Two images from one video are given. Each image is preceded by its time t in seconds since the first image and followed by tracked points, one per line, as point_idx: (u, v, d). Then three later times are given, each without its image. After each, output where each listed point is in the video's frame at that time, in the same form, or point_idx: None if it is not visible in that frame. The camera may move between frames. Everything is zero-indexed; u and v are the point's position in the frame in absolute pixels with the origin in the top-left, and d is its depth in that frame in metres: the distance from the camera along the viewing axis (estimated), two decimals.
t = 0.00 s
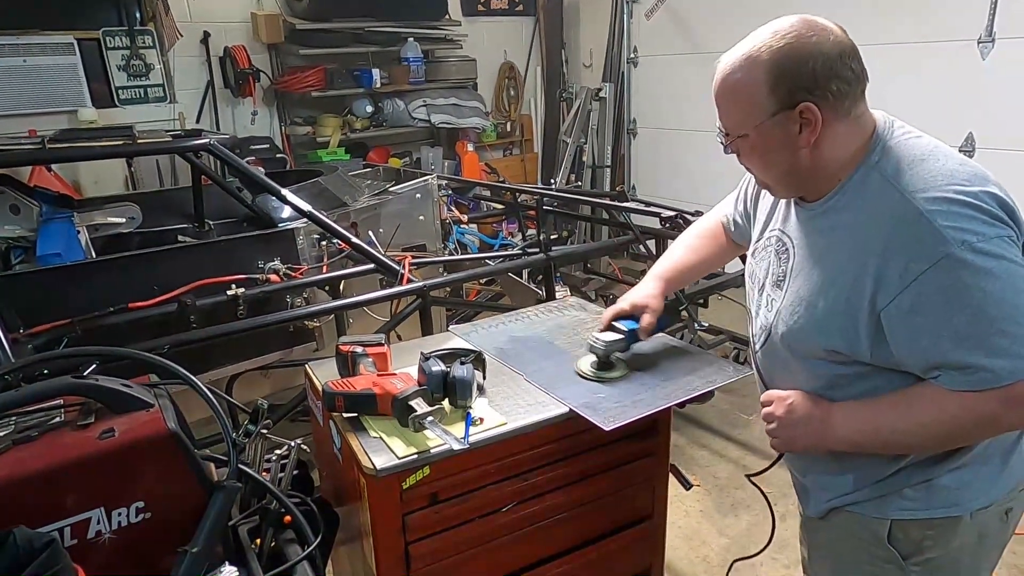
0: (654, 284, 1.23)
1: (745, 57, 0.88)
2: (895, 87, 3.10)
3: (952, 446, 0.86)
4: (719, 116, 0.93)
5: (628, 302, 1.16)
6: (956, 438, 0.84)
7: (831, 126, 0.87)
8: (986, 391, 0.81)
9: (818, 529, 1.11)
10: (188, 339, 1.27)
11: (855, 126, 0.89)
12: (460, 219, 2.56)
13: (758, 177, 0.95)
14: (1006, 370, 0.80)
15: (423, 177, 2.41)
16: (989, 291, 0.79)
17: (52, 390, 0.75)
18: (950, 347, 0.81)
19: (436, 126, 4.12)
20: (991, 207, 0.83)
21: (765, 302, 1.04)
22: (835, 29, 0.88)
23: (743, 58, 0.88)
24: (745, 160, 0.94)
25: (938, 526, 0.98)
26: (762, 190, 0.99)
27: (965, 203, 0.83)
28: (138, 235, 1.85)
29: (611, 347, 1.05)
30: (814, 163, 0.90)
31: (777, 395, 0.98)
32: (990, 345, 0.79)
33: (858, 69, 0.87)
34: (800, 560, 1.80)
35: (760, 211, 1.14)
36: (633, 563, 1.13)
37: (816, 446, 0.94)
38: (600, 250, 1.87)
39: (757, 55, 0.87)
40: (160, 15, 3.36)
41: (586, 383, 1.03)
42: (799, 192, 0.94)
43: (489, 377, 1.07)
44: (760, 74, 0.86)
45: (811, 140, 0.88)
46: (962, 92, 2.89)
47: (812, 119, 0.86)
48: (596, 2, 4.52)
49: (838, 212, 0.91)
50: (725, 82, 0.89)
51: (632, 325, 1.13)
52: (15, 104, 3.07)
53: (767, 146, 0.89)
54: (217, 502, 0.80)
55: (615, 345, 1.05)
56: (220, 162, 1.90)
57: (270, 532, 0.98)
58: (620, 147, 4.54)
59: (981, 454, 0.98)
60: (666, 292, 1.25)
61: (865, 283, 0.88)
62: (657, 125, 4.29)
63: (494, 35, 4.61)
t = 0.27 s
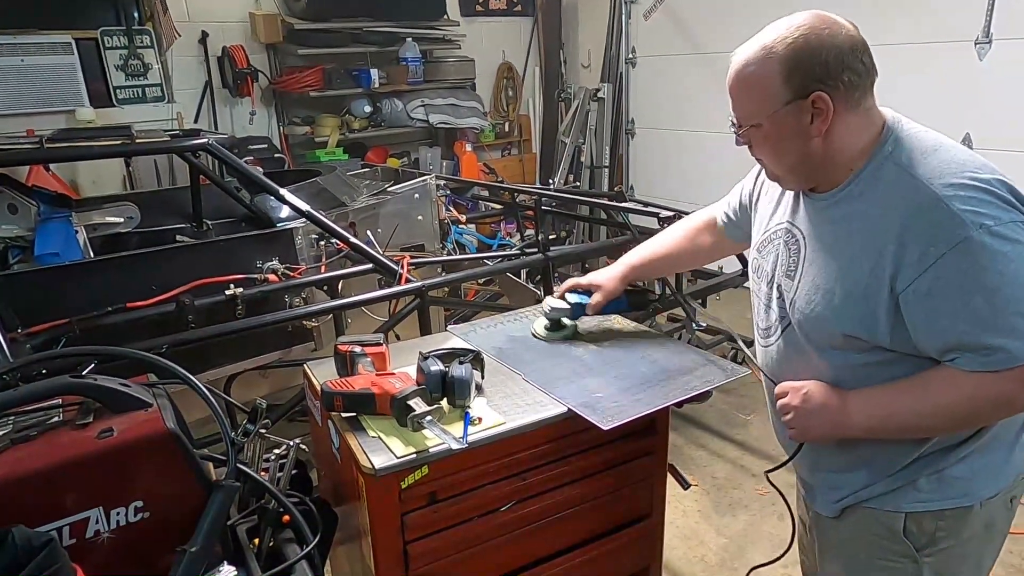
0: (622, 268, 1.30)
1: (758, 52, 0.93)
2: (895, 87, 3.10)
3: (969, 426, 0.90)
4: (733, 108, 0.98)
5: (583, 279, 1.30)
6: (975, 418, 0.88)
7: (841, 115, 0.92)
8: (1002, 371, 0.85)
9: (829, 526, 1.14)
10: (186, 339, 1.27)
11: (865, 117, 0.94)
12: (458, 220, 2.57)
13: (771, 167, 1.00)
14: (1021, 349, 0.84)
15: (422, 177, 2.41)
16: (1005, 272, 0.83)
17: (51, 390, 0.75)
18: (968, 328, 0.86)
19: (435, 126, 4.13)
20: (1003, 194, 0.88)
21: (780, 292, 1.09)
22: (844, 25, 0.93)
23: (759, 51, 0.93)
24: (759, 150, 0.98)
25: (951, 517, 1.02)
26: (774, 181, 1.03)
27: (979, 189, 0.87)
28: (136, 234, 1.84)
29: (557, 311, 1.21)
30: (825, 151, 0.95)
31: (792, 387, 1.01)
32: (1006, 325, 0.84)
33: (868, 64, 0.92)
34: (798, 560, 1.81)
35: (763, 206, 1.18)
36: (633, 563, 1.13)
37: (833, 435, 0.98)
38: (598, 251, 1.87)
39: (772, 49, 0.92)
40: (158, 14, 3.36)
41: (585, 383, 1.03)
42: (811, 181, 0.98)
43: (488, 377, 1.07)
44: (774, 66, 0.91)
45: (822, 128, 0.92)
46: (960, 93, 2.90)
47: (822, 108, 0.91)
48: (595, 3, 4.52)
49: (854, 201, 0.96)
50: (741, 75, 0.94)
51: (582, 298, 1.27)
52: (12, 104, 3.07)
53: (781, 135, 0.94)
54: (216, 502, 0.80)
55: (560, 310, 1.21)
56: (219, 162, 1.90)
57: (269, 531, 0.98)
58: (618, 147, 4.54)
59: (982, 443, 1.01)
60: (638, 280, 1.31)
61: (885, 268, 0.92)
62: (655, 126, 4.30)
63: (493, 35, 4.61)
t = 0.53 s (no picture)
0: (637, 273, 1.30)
1: (773, 43, 0.98)
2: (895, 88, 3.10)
3: (962, 406, 0.92)
4: (745, 97, 1.01)
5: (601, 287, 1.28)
6: (970, 397, 0.90)
7: (849, 104, 0.95)
8: (995, 350, 0.87)
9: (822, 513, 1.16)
10: (184, 340, 1.27)
11: (872, 109, 0.98)
12: (456, 220, 2.57)
13: (780, 156, 1.03)
14: (1015, 328, 0.86)
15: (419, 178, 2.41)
16: (1002, 253, 0.86)
17: (49, 390, 0.75)
18: (966, 306, 0.88)
19: (432, 127, 4.10)
20: (1001, 181, 0.91)
21: (781, 278, 1.11)
22: (856, 21, 0.97)
23: (771, 44, 0.97)
24: (769, 139, 1.02)
25: (944, 505, 1.03)
26: (783, 172, 1.06)
27: (981, 176, 0.91)
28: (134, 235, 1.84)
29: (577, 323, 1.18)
30: (832, 140, 0.98)
31: (790, 363, 1.02)
32: (1001, 304, 0.86)
33: (875, 58, 0.96)
34: (795, 561, 1.81)
35: (767, 200, 1.21)
36: (631, 563, 1.14)
37: (829, 411, 0.99)
38: (595, 252, 1.88)
39: (783, 41, 0.96)
40: (156, 15, 3.35)
41: (583, 384, 1.03)
42: (818, 170, 1.02)
43: (486, 378, 1.07)
44: (784, 56, 0.95)
45: (829, 117, 0.96)
46: (956, 94, 2.91)
47: (831, 97, 0.94)
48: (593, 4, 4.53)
49: (858, 187, 0.98)
50: (755, 65, 0.98)
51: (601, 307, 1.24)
52: (10, 104, 3.07)
53: (789, 122, 0.97)
54: (213, 503, 0.80)
55: (579, 321, 1.18)
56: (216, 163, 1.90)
57: (267, 533, 0.98)
58: (616, 149, 4.54)
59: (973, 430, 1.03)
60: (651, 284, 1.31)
61: (887, 249, 0.94)
62: (653, 127, 4.31)
63: (490, 36, 4.61)
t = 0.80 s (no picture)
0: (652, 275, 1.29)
1: (784, 35, 1.00)
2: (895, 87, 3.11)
3: (964, 390, 0.93)
4: (755, 87, 1.04)
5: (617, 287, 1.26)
6: (971, 381, 0.91)
7: (855, 95, 0.97)
8: (996, 332, 0.88)
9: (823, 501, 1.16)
10: (184, 340, 1.27)
11: (877, 102, 0.99)
12: (454, 221, 2.57)
13: (786, 146, 1.05)
14: (1016, 312, 0.87)
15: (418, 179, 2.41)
16: (1003, 239, 0.88)
17: (48, 391, 0.75)
18: (968, 291, 0.89)
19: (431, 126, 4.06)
20: (1001, 170, 0.93)
21: (784, 267, 1.12)
22: (864, 17, 0.99)
23: (781, 37, 1.00)
24: (776, 128, 1.04)
25: (941, 494, 1.04)
26: (790, 164, 1.08)
27: (982, 166, 0.92)
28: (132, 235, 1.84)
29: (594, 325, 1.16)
30: (838, 129, 0.99)
31: (795, 354, 1.03)
32: (1004, 288, 0.87)
33: (881, 53, 0.98)
34: (794, 561, 1.81)
35: (770, 195, 1.22)
36: (631, 563, 1.14)
37: (837, 397, 1.00)
38: (594, 252, 1.88)
39: (792, 34, 0.99)
40: (154, 15, 3.35)
41: (581, 384, 1.04)
42: (823, 160, 1.03)
43: (484, 378, 1.07)
44: (793, 47, 0.98)
45: (835, 105, 0.98)
46: (953, 95, 2.92)
47: (837, 86, 0.96)
48: (591, 5, 4.54)
49: (862, 176, 1.00)
50: (765, 56, 1.01)
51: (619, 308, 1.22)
52: (8, 105, 3.06)
53: (795, 110, 0.99)
54: (212, 504, 0.80)
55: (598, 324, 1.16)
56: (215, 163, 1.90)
57: (266, 533, 0.98)
58: (615, 149, 4.54)
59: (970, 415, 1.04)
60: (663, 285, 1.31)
61: (891, 235, 0.95)
62: (651, 128, 4.31)
63: (489, 37, 4.61)
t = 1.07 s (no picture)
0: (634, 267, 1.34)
1: (796, 31, 1.04)
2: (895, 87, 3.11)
3: (970, 376, 0.94)
4: (766, 81, 1.07)
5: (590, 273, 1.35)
6: (978, 367, 0.93)
7: (862, 89, 1.00)
8: (1002, 319, 0.90)
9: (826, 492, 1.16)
10: (183, 342, 1.27)
11: (884, 98, 1.02)
12: (454, 222, 2.56)
13: (796, 139, 1.07)
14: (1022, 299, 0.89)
15: (418, 180, 2.41)
16: (1010, 228, 0.89)
17: (48, 393, 0.75)
18: (977, 277, 0.90)
19: (430, 128, 4.08)
20: (1006, 163, 0.95)
21: (791, 258, 1.13)
22: (874, 16, 1.02)
23: (791, 34, 1.04)
24: (785, 121, 1.07)
25: (940, 486, 1.06)
26: (798, 159, 1.11)
27: (989, 158, 0.94)
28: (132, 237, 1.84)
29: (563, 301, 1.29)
30: (845, 122, 1.02)
31: (803, 342, 1.03)
32: (1010, 275, 0.89)
33: (889, 51, 1.01)
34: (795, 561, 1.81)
35: (774, 190, 1.24)
36: (631, 564, 1.13)
37: (845, 385, 1.00)
38: (594, 253, 1.88)
39: (802, 31, 1.02)
40: (154, 17, 3.35)
41: (581, 385, 1.04)
42: (831, 154, 1.05)
43: (484, 380, 1.07)
44: (803, 42, 1.01)
45: (843, 98, 1.00)
46: (953, 95, 2.92)
47: (845, 80, 0.99)
48: (591, 5, 4.54)
49: (872, 168, 1.01)
50: (777, 51, 1.04)
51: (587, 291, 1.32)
52: (7, 106, 3.06)
53: (804, 103, 1.03)
54: (212, 505, 0.80)
55: (565, 301, 1.29)
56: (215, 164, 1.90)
57: (265, 535, 0.98)
58: (614, 150, 4.54)
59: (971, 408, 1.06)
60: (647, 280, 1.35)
61: (901, 224, 0.97)
62: (651, 129, 4.31)
63: (488, 38, 4.62)
